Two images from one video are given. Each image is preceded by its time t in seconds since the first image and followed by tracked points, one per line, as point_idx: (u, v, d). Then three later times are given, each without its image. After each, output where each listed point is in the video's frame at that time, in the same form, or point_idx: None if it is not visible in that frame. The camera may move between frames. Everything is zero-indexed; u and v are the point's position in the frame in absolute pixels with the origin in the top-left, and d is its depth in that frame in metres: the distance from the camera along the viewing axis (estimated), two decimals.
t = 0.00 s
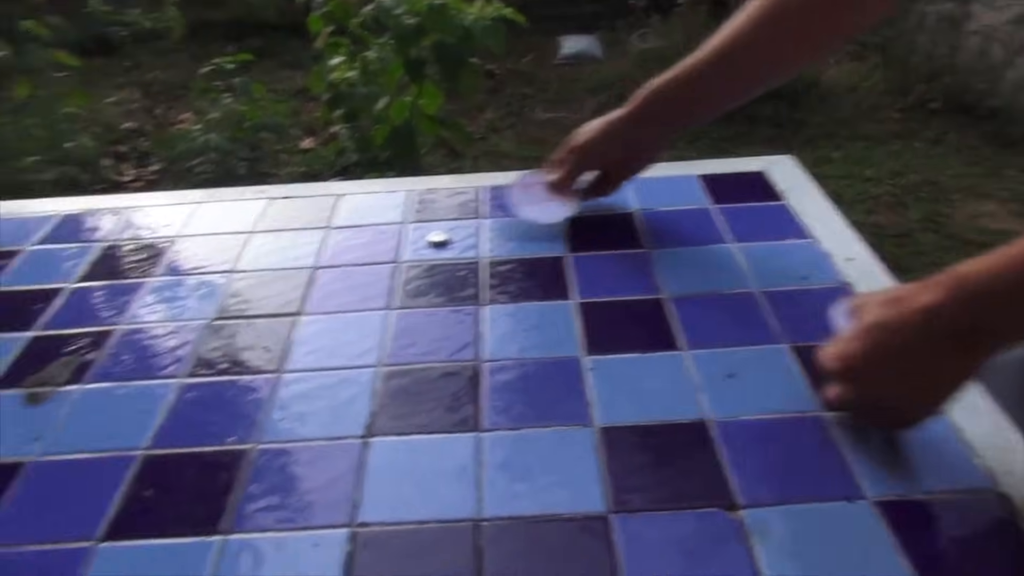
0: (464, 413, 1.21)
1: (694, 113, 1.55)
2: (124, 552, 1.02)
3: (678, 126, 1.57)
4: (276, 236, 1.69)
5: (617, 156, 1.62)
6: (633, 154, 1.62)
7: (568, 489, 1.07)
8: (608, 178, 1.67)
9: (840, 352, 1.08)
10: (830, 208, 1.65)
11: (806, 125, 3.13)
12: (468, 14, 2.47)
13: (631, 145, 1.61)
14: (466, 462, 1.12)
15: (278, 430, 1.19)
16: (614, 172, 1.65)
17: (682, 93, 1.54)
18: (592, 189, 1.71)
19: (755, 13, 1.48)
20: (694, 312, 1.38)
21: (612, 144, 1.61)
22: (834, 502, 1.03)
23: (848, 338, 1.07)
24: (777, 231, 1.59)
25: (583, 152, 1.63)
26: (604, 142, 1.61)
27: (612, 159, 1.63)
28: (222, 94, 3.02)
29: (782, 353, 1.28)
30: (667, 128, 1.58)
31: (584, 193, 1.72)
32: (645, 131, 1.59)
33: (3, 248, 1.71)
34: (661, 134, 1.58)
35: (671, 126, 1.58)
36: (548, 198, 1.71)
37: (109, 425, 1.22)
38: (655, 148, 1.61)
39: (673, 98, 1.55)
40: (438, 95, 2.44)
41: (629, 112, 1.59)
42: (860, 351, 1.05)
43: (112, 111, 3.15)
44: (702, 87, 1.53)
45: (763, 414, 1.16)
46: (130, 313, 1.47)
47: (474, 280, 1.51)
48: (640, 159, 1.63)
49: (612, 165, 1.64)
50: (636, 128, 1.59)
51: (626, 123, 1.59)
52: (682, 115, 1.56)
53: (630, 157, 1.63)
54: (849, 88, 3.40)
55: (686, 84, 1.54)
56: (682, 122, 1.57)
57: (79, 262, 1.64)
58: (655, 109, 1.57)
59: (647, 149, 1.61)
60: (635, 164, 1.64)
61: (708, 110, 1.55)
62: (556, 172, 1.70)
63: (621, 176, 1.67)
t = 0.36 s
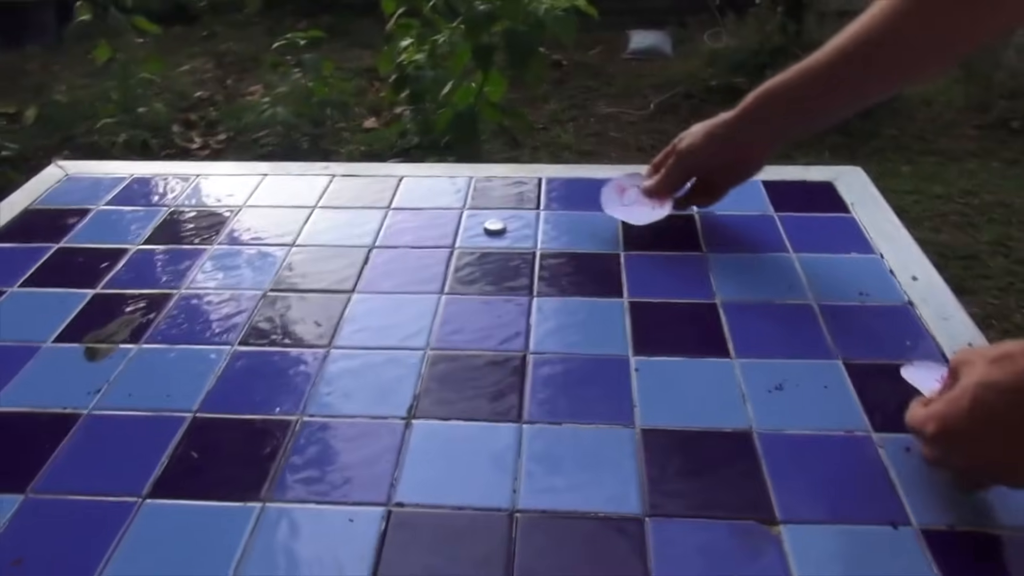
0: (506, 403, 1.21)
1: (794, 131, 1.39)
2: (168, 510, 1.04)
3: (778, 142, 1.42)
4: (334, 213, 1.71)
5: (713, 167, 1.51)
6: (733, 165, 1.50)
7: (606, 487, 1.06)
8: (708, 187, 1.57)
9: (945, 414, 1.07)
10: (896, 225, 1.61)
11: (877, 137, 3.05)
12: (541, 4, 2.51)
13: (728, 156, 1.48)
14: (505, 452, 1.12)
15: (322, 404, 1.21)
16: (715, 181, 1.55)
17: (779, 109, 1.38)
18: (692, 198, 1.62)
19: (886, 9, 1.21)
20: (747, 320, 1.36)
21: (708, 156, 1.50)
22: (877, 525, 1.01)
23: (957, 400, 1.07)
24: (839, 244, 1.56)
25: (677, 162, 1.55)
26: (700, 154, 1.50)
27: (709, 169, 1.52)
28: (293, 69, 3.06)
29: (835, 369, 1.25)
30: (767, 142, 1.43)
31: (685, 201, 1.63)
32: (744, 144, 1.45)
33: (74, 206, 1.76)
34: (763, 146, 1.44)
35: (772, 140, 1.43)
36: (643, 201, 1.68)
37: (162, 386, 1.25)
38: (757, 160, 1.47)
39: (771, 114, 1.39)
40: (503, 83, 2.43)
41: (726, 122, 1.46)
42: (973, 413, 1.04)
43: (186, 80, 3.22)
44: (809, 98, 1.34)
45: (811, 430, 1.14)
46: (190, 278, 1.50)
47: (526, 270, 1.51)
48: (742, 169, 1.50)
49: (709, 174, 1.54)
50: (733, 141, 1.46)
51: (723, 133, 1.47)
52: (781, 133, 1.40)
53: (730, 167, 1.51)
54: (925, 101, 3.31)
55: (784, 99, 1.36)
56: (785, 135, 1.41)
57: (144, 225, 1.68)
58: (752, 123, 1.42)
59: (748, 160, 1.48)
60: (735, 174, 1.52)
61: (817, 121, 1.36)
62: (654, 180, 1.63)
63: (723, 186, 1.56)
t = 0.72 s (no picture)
0: (503, 405, 1.20)
1: (814, 140, 1.28)
2: (162, 502, 1.05)
3: (798, 152, 1.32)
4: (341, 210, 1.71)
5: (730, 174, 1.42)
6: (752, 172, 1.40)
7: (599, 494, 1.06)
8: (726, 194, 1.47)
9: (973, 464, 0.98)
10: (906, 238, 1.60)
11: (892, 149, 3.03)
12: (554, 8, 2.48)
13: (745, 164, 1.38)
14: (500, 454, 1.12)
15: (320, 401, 1.21)
16: (732, 189, 1.45)
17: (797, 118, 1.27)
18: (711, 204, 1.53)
19: (911, 15, 1.08)
20: (749, 330, 1.36)
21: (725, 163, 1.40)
22: (872, 540, 1.00)
23: (983, 450, 0.98)
24: (845, 256, 1.55)
25: (693, 169, 1.46)
26: (717, 161, 1.41)
27: (726, 176, 1.42)
28: (307, 65, 3.07)
29: (836, 383, 1.24)
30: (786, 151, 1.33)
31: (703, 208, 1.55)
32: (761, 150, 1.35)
33: (83, 195, 1.76)
34: (782, 155, 1.34)
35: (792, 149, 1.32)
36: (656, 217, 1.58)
37: (161, 377, 1.25)
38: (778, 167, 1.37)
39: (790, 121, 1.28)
40: (514, 85, 2.40)
41: (743, 128, 1.36)
42: (1001, 465, 0.96)
43: (201, 72, 3.22)
44: (832, 107, 1.22)
45: (808, 443, 1.14)
46: (194, 270, 1.50)
47: (529, 273, 1.51)
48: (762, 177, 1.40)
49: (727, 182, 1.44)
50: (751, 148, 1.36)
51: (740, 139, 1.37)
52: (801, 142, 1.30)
53: (749, 175, 1.41)
54: (941, 115, 3.29)
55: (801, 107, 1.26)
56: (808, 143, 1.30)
57: (152, 215, 1.68)
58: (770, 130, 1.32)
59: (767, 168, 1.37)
60: (755, 181, 1.42)
61: (838, 131, 1.24)
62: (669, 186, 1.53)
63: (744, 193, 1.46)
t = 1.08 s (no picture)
0: (576, 399, 1.19)
1: (910, 124, 1.16)
2: (240, 485, 1.06)
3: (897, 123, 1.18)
4: (413, 202, 1.72)
5: (822, 126, 1.31)
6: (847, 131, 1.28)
7: (675, 493, 1.04)
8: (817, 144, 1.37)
9: None
10: (998, 235, 1.53)
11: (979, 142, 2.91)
12: None
13: (838, 121, 1.28)
14: (573, 450, 1.11)
15: (394, 390, 1.21)
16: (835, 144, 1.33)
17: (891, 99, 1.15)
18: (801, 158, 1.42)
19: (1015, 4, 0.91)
20: (829, 328, 1.32)
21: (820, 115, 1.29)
22: (962, 553, 0.96)
23: None
24: (932, 253, 1.49)
25: (787, 115, 1.35)
26: (814, 110, 1.30)
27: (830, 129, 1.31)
28: (380, 59, 3.08)
29: (922, 384, 1.20)
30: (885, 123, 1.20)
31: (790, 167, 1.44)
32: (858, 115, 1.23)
33: (165, 186, 1.81)
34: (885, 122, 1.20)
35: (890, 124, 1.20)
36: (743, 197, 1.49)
37: (240, 363, 1.27)
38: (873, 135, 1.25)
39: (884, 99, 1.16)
40: (587, 76, 2.38)
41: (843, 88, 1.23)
42: None
43: (277, 68, 3.28)
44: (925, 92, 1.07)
45: (893, 446, 1.10)
46: (271, 259, 1.53)
47: (602, 266, 1.49)
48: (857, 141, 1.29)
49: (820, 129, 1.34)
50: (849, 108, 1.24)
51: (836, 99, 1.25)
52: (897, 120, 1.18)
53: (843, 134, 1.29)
54: None
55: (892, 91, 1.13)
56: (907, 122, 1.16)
57: (231, 206, 1.72)
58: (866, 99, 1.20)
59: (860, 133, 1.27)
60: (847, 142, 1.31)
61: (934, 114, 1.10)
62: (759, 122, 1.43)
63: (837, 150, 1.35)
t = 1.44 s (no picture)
0: (601, 376, 1.18)
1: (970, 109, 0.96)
2: (263, 451, 1.06)
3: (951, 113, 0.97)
4: (439, 172, 1.70)
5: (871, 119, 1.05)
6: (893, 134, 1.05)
7: (699, 473, 1.03)
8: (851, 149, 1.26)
9: None
10: None
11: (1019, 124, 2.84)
12: None
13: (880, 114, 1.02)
14: (597, 427, 1.10)
15: (418, 362, 1.21)
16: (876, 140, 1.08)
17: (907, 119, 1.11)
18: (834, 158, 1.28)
19: None
20: (861, 311, 1.29)
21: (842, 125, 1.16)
22: (992, 542, 0.94)
23: None
24: (969, 237, 1.46)
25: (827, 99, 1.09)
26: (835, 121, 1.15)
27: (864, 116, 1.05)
28: (407, 26, 3.04)
29: (955, 370, 1.18)
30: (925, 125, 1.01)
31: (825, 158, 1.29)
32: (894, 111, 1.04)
33: (192, 151, 1.80)
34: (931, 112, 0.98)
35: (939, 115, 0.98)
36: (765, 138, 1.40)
37: (264, 330, 1.27)
38: (928, 122, 1.01)
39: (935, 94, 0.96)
40: (616, 49, 2.33)
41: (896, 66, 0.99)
42: None
43: (303, 34, 3.24)
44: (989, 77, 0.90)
45: (923, 432, 1.08)
46: (297, 227, 1.52)
47: (629, 242, 1.47)
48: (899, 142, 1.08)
49: (865, 122, 1.06)
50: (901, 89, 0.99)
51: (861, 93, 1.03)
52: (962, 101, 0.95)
53: (886, 126, 1.04)
54: None
55: (954, 66, 0.92)
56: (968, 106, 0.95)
57: (257, 172, 1.71)
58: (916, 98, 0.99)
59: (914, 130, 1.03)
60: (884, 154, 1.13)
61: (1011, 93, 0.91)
62: (807, 104, 1.16)
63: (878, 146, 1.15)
